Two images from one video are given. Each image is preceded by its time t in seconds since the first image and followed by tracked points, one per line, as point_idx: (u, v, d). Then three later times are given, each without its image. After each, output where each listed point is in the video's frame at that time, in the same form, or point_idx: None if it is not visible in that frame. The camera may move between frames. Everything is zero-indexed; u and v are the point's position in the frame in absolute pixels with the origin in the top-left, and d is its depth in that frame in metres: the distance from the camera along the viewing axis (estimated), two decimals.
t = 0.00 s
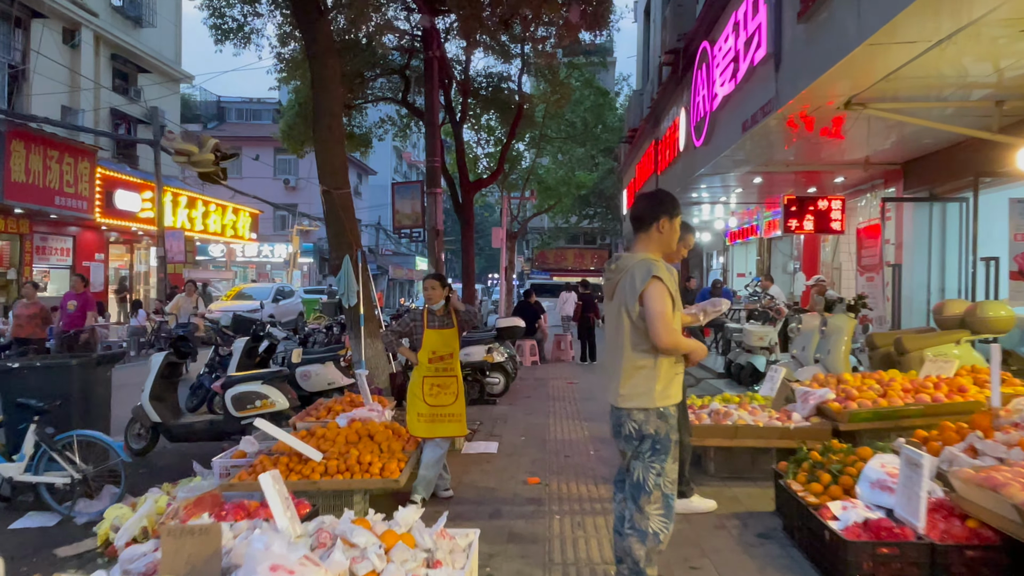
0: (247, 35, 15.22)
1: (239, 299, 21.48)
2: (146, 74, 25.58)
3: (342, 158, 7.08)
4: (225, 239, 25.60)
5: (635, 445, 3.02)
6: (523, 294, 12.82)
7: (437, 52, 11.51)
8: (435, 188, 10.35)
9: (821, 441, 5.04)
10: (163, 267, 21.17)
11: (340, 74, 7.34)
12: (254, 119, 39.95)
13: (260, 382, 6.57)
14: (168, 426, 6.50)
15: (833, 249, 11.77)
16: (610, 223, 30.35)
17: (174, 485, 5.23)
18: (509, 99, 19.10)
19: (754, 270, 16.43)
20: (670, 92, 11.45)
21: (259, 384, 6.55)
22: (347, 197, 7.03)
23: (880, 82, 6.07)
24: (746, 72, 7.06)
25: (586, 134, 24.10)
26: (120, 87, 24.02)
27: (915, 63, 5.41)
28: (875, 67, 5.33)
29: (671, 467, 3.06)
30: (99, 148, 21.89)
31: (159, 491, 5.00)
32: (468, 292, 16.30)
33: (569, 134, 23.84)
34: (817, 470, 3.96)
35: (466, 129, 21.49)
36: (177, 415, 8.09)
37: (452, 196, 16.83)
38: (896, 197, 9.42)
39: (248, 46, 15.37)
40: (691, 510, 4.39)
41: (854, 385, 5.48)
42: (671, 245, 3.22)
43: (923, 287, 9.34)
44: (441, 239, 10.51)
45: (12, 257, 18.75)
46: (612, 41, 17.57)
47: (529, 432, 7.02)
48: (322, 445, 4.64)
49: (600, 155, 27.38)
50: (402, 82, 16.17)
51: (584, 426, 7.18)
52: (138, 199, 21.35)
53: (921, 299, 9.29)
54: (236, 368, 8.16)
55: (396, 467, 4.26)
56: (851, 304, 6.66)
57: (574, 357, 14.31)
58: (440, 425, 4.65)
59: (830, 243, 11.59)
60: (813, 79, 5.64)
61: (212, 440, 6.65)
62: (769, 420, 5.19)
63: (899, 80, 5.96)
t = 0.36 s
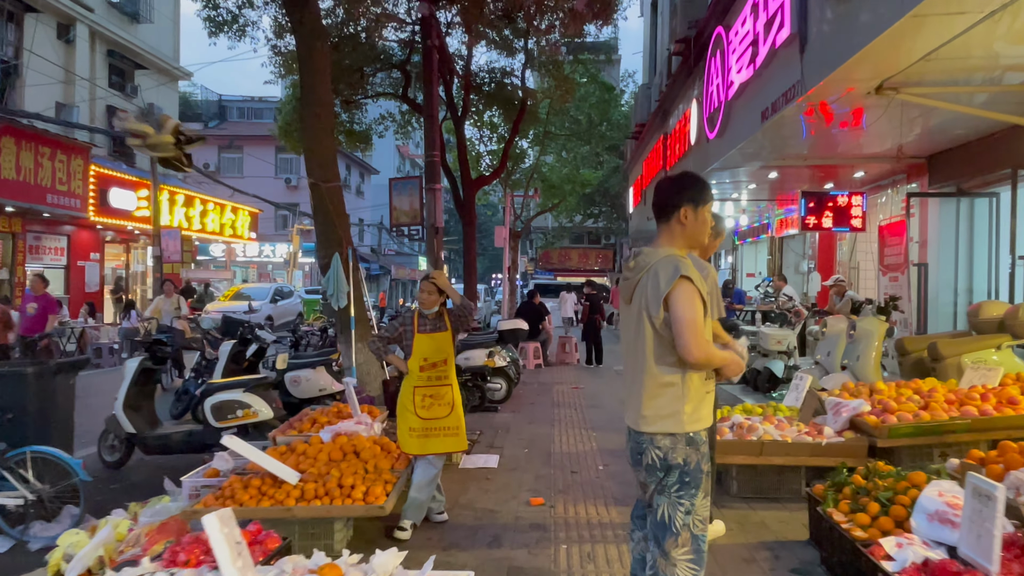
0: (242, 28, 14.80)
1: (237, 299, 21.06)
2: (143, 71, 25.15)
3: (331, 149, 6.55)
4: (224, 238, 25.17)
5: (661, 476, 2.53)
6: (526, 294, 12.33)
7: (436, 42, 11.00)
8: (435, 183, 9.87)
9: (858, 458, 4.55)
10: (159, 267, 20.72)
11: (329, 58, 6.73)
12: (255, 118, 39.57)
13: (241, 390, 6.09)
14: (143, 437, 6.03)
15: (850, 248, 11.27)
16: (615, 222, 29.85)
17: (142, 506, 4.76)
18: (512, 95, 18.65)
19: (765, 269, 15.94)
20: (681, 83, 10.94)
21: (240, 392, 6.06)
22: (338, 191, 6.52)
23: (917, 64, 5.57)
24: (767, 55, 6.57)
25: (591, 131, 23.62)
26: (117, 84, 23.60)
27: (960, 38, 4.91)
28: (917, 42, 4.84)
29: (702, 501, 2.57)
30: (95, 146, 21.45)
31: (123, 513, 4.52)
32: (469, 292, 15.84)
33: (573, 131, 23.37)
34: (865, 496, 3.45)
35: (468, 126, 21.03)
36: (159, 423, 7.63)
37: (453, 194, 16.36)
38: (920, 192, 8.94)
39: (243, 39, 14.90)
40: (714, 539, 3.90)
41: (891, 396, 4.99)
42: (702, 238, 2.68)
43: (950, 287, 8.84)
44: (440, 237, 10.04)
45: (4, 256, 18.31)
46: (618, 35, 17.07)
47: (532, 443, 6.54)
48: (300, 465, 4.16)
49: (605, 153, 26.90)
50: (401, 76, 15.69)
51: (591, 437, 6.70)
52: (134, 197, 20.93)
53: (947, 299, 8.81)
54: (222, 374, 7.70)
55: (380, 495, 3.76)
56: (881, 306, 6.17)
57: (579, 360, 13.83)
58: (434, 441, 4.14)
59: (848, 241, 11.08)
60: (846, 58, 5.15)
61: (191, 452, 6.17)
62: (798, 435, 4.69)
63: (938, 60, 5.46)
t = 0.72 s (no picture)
0: (233, 21, 14.29)
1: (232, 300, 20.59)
2: (138, 67, 24.64)
3: (314, 139, 5.94)
4: (220, 238, 24.64)
5: (688, 533, 2.02)
6: (526, 296, 11.83)
7: (432, 30, 10.40)
8: (430, 179, 9.33)
9: (896, 482, 4.06)
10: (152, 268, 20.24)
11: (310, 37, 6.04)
12: (255, 117, 39.08)
13: (215, 403, 5.59)
14: (108, 453, 5.55)
15: (867, 248, 10.73)
16: (618, 222, 29.33)
17: (96, 534, 4.27)
18: (513, 91, 18.13)
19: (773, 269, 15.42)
20: (690, 74, 10.38)
21: (213, 405, 5.55)
22: (323, 185, 5.97)
23: (957, 46, 5.03)
24: (788, 38, 6.03)
25: (594, 128, 23.06)
26: (110, 80, 23.10)
27: (1010, 15, 4.36)
28: (962, 18, 4.29)
29: (739, 562, 2.07)
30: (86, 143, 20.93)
31: (70, 545, 4.03)
32: (469, 293, 15.33)
33: (576, 129, 22.86)
34: (919, 538, 2.94)
35: (468, 122, 20.50)
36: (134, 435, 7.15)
37: (453, 192, 15.85)
38: (945, 188, 8.42)
39: (234, 33, 14.38)
40: None
41: (931, 412, 4.48)
42: (738, 234, 2.11)
43: (976, 289, 8.30)
44: (436, 235, 9.52)
45: None
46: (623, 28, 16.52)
47: (532, 458, 6.03)
48: (266, 495, 3.66)
49: (609, 150, 26.34)
50: (398, 71, 15.15)
51: (596, 451, 6.19)
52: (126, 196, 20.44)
53: (973, 302, 8.29)
54: (200, 381, 7.21)
55: (354, 533, 3.26)
56: (913, 310, 5.65)
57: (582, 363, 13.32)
58: (418, 466, 3.65)
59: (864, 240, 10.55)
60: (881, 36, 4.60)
61: (160, 469, 5.67)
62: (830, 457, 4.18)
63: (982, 41, 4.90)
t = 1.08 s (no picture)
0: (226, 11, 13.86)
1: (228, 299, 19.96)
2: (132, 62, 24.19)
3: (301, 125, 5.50)
4: (217, 236, 24.19)
5: None
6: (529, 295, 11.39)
7: (429, 18, 9.98)
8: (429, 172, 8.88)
9: (946, 502, 3.61)
10: (146, 266, 19.81)
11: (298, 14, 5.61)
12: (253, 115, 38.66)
13: (193, 410, 5.15)
14: (78, 464, 5.12)
15: (885, 245, 10.29)
16: (621, 220, 28.91)
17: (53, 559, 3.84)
18: (514, 85, 17.68)
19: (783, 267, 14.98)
20: (701, 62, 9.91)
21: (191, 413, 5.11)
22: (310, 175, 5.51)
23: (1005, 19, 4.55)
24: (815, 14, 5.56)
25: (597, 124, 22.66)
26: (104, 76, 22.67)
27: None
28: None
29: None
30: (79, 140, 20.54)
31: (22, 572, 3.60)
32: (469, 292, 14.92)
33: (578, 125, 22.42)
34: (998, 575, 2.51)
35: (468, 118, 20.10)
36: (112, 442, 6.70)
37: (453, 188, 15.40)
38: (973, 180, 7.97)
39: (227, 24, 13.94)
40: None
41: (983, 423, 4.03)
42: (810, 210, 1.58)
43: (1006, 289, 7.85)
44: (434, 231, 9.10)
45: None
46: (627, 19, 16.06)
47: (537, 469, 5.59)
48: (238, 519, 3.23)
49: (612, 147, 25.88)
50: (395, 63, 14.71)
51: (605, 461, 5.75)
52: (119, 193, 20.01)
53: (1003, 300, 7.84)
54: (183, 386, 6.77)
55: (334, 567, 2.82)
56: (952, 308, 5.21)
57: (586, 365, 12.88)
58: (409, 486, 3.22)
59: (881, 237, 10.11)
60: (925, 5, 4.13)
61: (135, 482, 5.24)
62: (873, 473, 3.74)
63: None
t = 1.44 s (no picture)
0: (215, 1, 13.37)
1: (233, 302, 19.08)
2: (124, 57, 23.69)
3: (281, 108, 5.01)
4: (210, 235, 23.67)
5: None
6: (530, 295, 10.92)
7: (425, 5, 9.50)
8: (424, 165, 8.40)
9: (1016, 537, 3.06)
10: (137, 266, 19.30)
11: None
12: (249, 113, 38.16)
13: (160, 422, 4.64)
14: (33, 482, 4.62)
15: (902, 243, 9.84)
16: (621, 219, 28.45)
17: None
18: (514, 79, 17.20)
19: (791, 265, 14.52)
20: (711, 50, 9.42)
21: (158, 426, 4.60)
22: (293, 163, 5.02)
23: None
24: None
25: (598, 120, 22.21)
26: (94, 71, 22.18)
27: None
28: None
29: None
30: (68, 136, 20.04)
31: None
32: (467, 292, 14.44)
33: (579, 121, 21.95)
34: None
35: (467, 114, 19.62)
36: (81, 453, 6.21)
37: (451, 184, 14.92)
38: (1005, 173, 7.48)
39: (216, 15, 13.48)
40: None
41: None
42: (957, 177, 1.08)
43: None
44: (430, 227, 8.64)
45: None
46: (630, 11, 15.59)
47: (540, 485, 5.10)
48: (193, 562, 2.75)
49: (613, 145, 25.42)
50: (391, 55, 14.26)
51: (615, 477, 5.26)
52: (109, 190, 19.53)
53: None
54: (159, 393, 6.28)
55: None
56: (998, 312, 4.72)
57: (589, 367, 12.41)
58: (395, 520, 2.75)
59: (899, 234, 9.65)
60: None
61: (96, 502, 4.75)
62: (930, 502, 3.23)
63: None
